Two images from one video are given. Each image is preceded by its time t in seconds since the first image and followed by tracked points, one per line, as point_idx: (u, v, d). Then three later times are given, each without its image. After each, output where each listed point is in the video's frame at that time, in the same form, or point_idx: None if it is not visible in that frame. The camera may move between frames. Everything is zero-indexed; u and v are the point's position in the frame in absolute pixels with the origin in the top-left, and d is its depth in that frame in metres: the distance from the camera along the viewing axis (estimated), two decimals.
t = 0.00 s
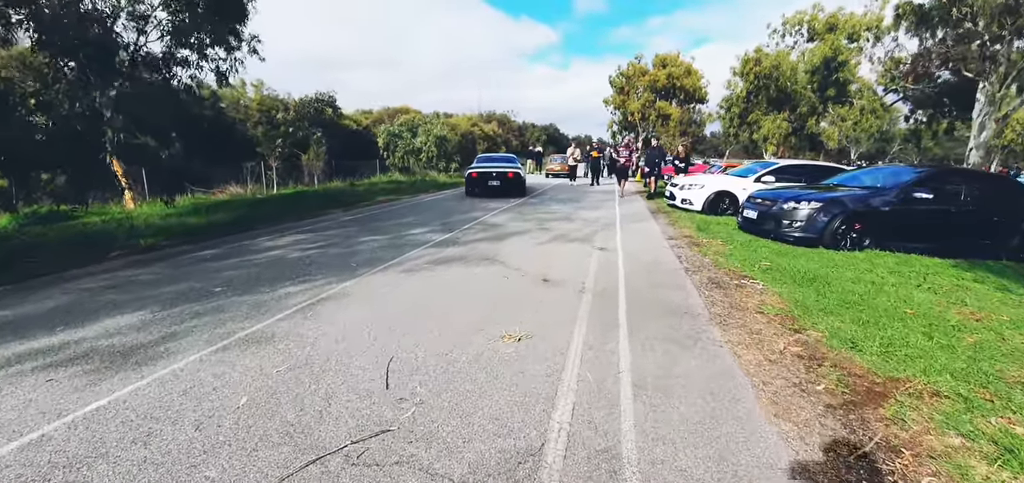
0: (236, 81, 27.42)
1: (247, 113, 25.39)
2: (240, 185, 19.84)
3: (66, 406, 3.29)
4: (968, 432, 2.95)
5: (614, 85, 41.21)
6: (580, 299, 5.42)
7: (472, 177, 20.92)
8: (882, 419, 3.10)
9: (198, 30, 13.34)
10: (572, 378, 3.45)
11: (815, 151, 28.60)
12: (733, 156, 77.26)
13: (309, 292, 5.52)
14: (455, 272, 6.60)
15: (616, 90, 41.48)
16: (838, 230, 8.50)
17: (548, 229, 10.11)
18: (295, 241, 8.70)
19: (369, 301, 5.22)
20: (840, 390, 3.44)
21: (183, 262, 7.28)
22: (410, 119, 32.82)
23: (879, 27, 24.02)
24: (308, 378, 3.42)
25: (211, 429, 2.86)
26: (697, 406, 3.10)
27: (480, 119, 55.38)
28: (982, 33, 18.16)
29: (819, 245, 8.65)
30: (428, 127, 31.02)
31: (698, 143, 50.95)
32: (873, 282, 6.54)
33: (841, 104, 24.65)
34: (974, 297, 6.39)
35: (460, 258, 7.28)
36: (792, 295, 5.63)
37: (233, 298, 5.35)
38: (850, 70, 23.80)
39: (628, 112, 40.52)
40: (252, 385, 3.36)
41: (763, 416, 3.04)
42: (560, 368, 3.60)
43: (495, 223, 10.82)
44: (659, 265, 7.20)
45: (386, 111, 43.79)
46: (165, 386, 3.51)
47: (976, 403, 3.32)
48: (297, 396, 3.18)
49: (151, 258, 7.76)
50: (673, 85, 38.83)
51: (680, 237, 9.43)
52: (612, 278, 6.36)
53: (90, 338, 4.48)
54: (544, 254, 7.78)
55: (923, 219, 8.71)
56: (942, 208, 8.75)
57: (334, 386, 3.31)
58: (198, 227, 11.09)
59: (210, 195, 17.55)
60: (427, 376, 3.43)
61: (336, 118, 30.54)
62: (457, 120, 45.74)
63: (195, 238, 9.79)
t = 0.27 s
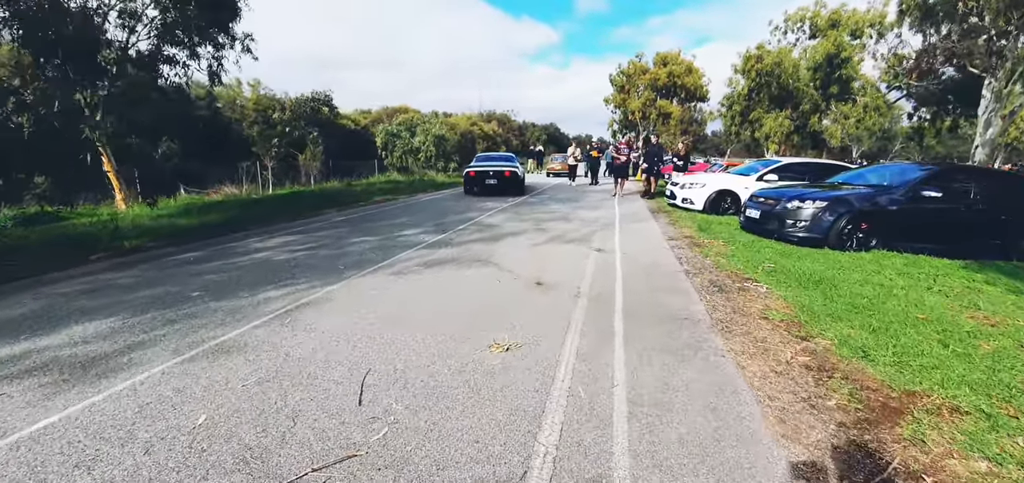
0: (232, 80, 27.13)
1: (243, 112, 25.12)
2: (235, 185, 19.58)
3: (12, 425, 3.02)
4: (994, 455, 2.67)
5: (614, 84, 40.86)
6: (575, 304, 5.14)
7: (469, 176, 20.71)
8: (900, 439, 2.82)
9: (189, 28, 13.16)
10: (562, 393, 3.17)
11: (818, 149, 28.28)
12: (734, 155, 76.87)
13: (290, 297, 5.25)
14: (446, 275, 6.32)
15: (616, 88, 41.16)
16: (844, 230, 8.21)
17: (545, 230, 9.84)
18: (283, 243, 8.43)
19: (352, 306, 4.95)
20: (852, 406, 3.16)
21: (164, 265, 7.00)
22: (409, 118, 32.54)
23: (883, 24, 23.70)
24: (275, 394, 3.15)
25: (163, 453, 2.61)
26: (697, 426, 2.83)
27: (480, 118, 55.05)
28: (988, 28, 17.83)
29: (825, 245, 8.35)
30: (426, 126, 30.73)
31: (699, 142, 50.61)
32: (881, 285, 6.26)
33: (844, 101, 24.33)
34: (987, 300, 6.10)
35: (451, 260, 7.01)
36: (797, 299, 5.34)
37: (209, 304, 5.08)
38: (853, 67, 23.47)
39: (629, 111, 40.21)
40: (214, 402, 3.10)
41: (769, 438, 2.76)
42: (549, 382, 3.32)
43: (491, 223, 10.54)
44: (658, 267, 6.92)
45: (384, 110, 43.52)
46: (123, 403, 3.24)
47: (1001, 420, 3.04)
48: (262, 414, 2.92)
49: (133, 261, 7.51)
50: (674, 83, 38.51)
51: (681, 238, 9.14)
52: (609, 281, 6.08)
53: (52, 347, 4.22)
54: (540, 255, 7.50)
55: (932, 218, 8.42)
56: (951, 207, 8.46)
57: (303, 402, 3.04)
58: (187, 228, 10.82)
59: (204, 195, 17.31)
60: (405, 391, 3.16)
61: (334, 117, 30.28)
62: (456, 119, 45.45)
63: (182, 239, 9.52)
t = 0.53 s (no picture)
0: (228, 79, 26.85)
1: (238, 111, 24.84)
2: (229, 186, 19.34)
3: None
4: None
5: (614, 82, 40.52)
6: (565, 312, 4.88)
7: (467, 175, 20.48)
8: (915, 470, 2.57)
9: (181, 26, 13.04)
10: (547, 416, 2.91)
11: (820, 148, 27.95)
12: (736, 154, 76.45)
13: (267, 306, 5.00)
14: (435, 279, 6.07)
15: (617, 86, 40.82)
16: (848, 232, 7.92)
17: (540, 231, 9.58)
18: (269, 246, 8.19)
19: (331, 315, 4.69)
20: (862, 430, 2.90)
21: (143, 271, 6.75)
22: (407, 117, 32.25)
23: (886, 21, 23.41)
24: (234, 419, 2.91)
25: None
26: (692, 457, 2.56)
27: (479, 117, 54.67)
28: (994, 25, 17.49)
29: (828, 247, 8.07)
30: (424, 125, 30.45)
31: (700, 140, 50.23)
32: (887, 290, 5.99)
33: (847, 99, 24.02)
34: (1000, 307, 5.82)
35: (441, 264, 6.75)
36: (801, 307, 5.06)
37: (181, 315, 4.84)
38: (855, 64, 23.12)
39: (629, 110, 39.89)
40: (167, 431, 2.85)
41: (771, 469, 2.50)
42: (532, 403, 3.06)
43: (485, 225, 10.27)
44: (656, 271, 6.65)
45: (383, 109, 43.20)
46: (71, 428, 2.99)
47: None
48: (216, 442, 2.67)
49: (112, 266, 7.27)
50: (674, 81, 38.20)
51: (680, 240, 8.87)
52: (604, 286, 5.81)
53: (8, 361, 3.98)
54: (533, 259, 7.24)
55: (939, 219, 8.14)
56: (959, 208, 8.18)
57: (263, 428, 2.80)
58: (174, 231, 10.57)
59: (197, 196, 17.09)
60: (374, 414, 2.91)
61: (331, 116, 30.02)
62: (455, 118, 45.14)
63: (168, 243, 9.27)
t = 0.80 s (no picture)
0: (220, 80, 26.57)
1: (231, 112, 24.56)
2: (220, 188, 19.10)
3: None
4: None
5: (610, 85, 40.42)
6: (555, 321, 4.68)
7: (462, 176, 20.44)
8: None
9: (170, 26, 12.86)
10: (529, 441, 2.71)
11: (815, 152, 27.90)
12: (733, 157, 76.53)
13: (244, 315, 4.80)
14: (422, 285, 5.89)
15: (613, 89, 40.73)
16: (846, 238, 7.76)
17: (532, 236, 9.41)
18: (253, 251, 7.99)
19: (309, 325, 4.49)
20: (864, 455, 2.73)
21: (121, 277, 6.54)
22: (402, 119, 32.03)
23: (881, 25, 23.38)
24: (193, 444, 2.73)
25: None
26: None
27: (475, 119, 54.50)
28: (990, 30, 17.43)
29: (825, 253, 7.89)
30: (420, 127, 30.24)
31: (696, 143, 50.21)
32: (886, 299, 5.84)
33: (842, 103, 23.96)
34: (1002, 317, 5.67)
35: (428, 270, 6.55)
36: (799, 317, 4.89)
37: (153, 326, 4.65)
38: (851, 68, 23.07)
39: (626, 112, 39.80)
40: (122, 457, 2.67)
41: None
42: (515, 425, 2.86)
43: (477, 229, 10.08)
44: (649, 277, 6.47)
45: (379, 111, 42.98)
46: (20, 451, 2.80)
47: None
48: (171, 471, 2.50)
49: (90, 271, 7.06)
50: (670, 84, 38.16)
51: (674, 245, 8.69)
52: (595, 293, 5.63)
53: None
54: (524, 265, 7.06)
55: (938, 225, 7.99)
56: (957, 214, 8.04)
57: (223, 454, 2.62)
58: (160, 234, 10.36)
59: (186, 197, 16.86)
60: (344, 438, 2.72)
61: (325, 118, 29.79)
62: (451, 120, 44.96)
63: (151, 247, 9.05)
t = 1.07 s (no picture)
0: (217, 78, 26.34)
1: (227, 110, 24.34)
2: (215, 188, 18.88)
3: None
4: None
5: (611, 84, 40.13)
6: (548, 328, 4.45)
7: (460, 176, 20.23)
8: None
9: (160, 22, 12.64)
10: (514, 465, 2.49)
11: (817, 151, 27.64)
12: (733, 155, 76.29)
13: (221, 322, 4.60)
14: (411, 289, 5.67)
15: (614, 88, 40.46)
16: (851, 239, 7.52)
17: (529, 237, 9.19)
18: (241, 252, 7.77)
19: (289, 333, 4.28)
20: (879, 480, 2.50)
21: (101, 281, 6.33)
22: (401, 118, 31.78)
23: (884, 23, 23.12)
24: (149, 469, 2.52)
25: None
26: None
27: (475, 118, 54.22)
28: (996, 26, 17.15)
29: (830, 255, 7.65)
30: (418, 126, 30.00)
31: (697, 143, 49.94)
32: (895, 304, 5.61)
33: (845, 101, 23.69)
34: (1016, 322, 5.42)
35: (420, 273, 6.33)
36: (805, 324, 4.65)
37: (126, 334, 4.45)
38: (854, 66, 22.78)
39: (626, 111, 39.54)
40: None
41: None
42: (500, 447, 2.63)
43: (473, 230, 9.85)
44: (649, 279, 6.23)
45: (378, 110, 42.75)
46: None
47: None
48: None
49: (71, 274, 6.87)
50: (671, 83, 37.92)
51: (674, 246, 8.46)
52: (592, 296, 5.41)
53: None
54: (520, 266, 6.82)
55: (946, 226, 7.75)
56: (966, 214, 7.80)
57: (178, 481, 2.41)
58: (149, 235, 10.15)
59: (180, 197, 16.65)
60: (312, 462, 2.51)
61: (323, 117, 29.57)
62: (451, 119, 44.69)
63: (138, 248, 8.85)
